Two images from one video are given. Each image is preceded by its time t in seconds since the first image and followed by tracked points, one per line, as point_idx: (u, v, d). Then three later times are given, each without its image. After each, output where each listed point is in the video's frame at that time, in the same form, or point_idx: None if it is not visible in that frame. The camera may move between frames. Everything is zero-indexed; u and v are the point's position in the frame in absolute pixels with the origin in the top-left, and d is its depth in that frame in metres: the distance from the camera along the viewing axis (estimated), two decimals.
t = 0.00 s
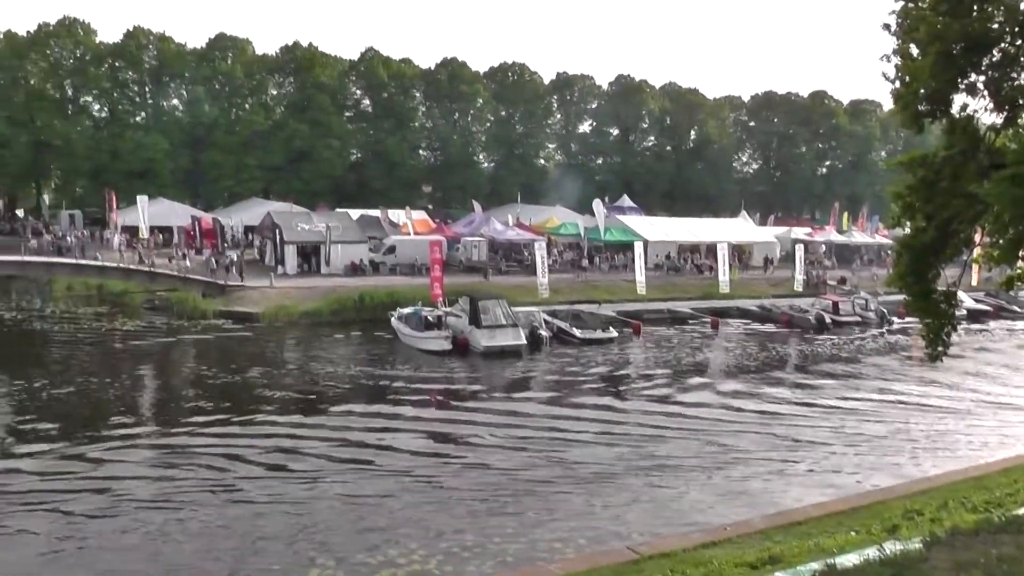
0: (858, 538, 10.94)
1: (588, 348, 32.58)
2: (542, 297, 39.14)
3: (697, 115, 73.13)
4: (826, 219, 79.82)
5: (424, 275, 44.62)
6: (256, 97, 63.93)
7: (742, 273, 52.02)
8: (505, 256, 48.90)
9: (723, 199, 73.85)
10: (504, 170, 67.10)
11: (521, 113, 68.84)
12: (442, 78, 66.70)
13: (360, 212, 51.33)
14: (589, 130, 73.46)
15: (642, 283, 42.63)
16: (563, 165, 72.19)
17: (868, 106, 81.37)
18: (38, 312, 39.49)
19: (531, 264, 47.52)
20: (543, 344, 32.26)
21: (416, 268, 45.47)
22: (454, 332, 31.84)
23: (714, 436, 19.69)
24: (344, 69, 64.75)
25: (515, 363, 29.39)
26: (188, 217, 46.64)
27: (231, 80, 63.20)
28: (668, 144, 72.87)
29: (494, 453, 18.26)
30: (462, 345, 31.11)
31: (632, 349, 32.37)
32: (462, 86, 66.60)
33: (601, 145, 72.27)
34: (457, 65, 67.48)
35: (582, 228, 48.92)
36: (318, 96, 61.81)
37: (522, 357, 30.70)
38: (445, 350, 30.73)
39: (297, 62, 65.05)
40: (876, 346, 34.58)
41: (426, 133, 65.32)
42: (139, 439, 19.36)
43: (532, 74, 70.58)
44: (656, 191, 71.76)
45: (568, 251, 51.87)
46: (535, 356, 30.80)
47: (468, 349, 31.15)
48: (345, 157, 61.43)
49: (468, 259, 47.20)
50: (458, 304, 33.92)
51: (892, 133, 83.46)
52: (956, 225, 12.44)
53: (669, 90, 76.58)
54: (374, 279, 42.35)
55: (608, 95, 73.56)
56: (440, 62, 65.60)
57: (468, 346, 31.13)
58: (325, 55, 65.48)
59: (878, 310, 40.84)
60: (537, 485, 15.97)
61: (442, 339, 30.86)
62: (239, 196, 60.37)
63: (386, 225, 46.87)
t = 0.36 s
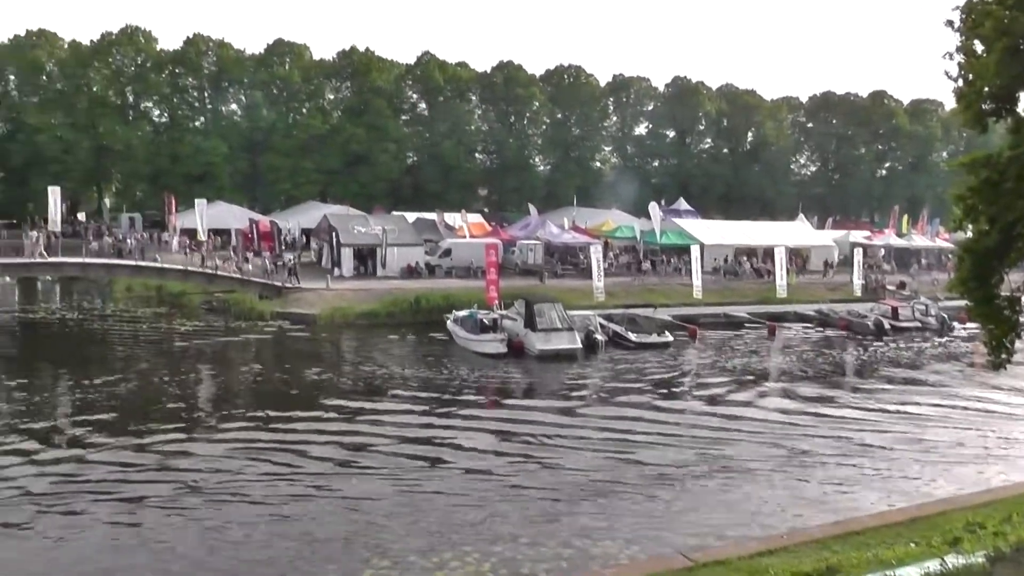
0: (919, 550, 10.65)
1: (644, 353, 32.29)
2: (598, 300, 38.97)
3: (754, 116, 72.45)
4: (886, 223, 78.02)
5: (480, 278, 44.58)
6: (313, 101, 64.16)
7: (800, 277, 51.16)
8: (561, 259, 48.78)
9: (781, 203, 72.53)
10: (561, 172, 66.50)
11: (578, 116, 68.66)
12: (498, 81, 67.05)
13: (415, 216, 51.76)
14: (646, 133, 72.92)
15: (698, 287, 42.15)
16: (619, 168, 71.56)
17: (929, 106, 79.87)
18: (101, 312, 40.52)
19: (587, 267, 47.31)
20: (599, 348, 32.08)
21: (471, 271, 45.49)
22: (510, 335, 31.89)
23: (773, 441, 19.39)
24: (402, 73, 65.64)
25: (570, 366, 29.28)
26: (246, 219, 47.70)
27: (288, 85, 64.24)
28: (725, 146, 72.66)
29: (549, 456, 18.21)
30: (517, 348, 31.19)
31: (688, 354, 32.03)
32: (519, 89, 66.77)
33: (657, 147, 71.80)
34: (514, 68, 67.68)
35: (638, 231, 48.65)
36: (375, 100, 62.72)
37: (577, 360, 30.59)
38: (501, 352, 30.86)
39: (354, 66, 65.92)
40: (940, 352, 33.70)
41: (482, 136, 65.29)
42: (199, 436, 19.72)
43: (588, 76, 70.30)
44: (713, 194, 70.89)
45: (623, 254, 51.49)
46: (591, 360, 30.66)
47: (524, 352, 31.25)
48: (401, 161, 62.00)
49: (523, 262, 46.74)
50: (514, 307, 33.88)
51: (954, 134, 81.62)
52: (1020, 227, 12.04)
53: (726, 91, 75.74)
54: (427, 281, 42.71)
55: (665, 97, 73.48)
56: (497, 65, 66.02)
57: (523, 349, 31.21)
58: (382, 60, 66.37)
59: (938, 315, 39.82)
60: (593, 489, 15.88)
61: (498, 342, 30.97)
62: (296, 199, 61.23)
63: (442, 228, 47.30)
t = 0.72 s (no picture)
0: (982, 561, 10.37)
1: (701, 355, 31.95)
2: (654, 303, 38.71)
3: (812, 116, 71.09)
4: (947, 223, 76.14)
5: (535, 280, 44.46)
6: (369, 104, 64.75)
7: (858, 279, 50.23)
8: (617, 261, 48.32)
9: (839, 203, 71.24)
10: (616, 173, 65.93)
11: (634, 117, 68.05)
12: (554, 83, 66.32)
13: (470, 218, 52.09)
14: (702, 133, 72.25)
15: (755, 289, 41.56)
16: (675, 168, 70.63)
17: (992, 103, 77.66)
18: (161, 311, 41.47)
19: (643, 269, 46.67)
20: (654, 350, 32.03)
21: (526, 273, 45.28)
22: (566, 337, 31.84)
23: (835, 446, 19.04)
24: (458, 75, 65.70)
25: (626, 369, 29.12)
26: (302, 220, 48.54)
27: (344, 88, 64.66)
28: (782, 146, 71.37)
29: (604, 459, 18.11)
30: (573, 350, 31.15)
31: (745, 356, 31.66)
32: (574, 90, 66.32)
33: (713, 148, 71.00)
34: (569, 69, 66.99)
35: (694, 232, 48.46)
36: (432, 102, 63.19)
37: (633, 362, 30.40)
38: (556, 354, 30.98)
39: (410, 69, 66.41)
40: (1005, 357, 32.80)
41: (537, 138, 65.19)
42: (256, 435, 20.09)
43: (644, 76, 69.74)
44: (769, 195, 69.79)
45: (679, 255, 51.09)
46: (646, 362, 30.43)
47: (579, 354, 31.22)
48: (456, 163, 62.43)
49: (579, 263, 46.67)
50: (569, 309, 33.76)
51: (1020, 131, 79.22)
52: None
53: (784, 91, 74.53)
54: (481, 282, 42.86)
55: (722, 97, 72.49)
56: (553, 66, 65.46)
57: (578, 351, 31.15)
58: (438, 62, 66.90)
59: (1001, 319, 38.83)
60: (649, 493, 15.78)
61: (554, 344, 31.10)
62: (353, 201, 61.96)
63: (499, 229, 47.65)
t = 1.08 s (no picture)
0: None
1: (758, 357, 31.54)
2: (710, 304, 38.32)
3: (870, 112, 68.07)
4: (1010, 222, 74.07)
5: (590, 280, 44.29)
6: (423, 105, 65.52)
7: (918, 281, 49.09)
8: (672, 261, 47.73)
9: (899, 204, 68.08)
10: (670, 173, 65.44)
11: (689, 115, 67.37)
12: (609, 82, 66.03)
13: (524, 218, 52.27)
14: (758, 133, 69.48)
15: (812, 291, 40.83)
16: (731, 167, 68.33)
17: None
18: (217, 310, 42.28)
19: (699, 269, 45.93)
20: (710, 352, 31.59)
21: (581, 273, 45.13)
22: (620, 338, 31.70)
23: (896, 451, 18.63)
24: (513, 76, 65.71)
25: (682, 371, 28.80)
26: (358, 221, 49.18)
27: (399, 90, 65.10)
28: (840, 145, 68.09)
29: (659, 460, 17.97)
30: (628, 351, 30.92)
31: (802, 358, 31.15)
32: (629, 90, 65.71)
33: (769, 147, 67.93)
34: (626, 68, 66.69)
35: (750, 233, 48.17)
36: (487, 103, 62.85)
37: (688, 364, 30.09)
38: (612, 355, 30.94)
39: (465, 71, 66.68)
40: None
41: (593, 138, 64.73)
42: (308, 432, 20.37)
43: (699, 75, 68.93)
44: (826, 197, 66.48)
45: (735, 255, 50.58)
46: (702, 364, 30.10)
47: (635, 355, 31.01)
48: (512, 163, 62.64)
49: (634, 264, 46.37)
50: (625, 309, 33.62)
51: None
52: None
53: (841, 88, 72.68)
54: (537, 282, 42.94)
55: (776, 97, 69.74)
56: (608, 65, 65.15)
57: (633, 352, 30.88)
58: (494, 63, 67.18)
59: None
60: (704, 496, 15.61)
61: (609, 344, 31.01)
62: (408, 201, 62.36)
63: (554, 229, 47.95)
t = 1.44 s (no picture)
0: None
1: (812, 359, 31.14)
2: (763, 304, 37.92)
3: (928, 108, 64.82)
4: None
5: (644, 280, 43.88)
6: (477, 105, 66.18)
7: (978, 282, 47.95)
8: (725, 261, 47.27)
9: (957, 202, 64.52)
10: (725, 173, 63.66)
11: (744, 114, 65.14)
12: (662, 80, 64.50)
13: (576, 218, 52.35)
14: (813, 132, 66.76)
15: (868, 292, 40.13)
16: (785, 167, 66.13)
17: None
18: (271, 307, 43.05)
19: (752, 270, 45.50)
20: (763, 353, 31.42)
21: (634, 273, 44.74)
22: (673, 339, 31.46)
23: (952, 455, 18.42)
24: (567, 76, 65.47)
25: (735, 372, 28.57)
26: (411, 221, 49.59)
27: (452, 91, 65.71)
28: (896, 143, 65.08)
29: (709, 463, 18.06)
30: (680, 352, 30.68)
31: (858, 361, 30.71)
32: (683, 88, 64.32)
33: (824, 146, 65.49)
34: (680, 66, 65.09)
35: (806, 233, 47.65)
36: (541, 103, 62.40)
37: (741, 366, 29.82)
38: (663, 356, 30.60)
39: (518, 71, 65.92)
40: None
41: (646, 137, 64.02)
42: (361, 429, 20.83)
43: (754, 74, 66.51)
44: (884, 194, 63.61)
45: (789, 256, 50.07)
46: (755, 365, 29.80)
47: (688, 356, 30.65)
48: (565, 162, 62.40)
49: (687, 264, 46.04)
50: (678, 310, 33.46)
51: None
52: None
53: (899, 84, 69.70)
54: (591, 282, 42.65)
55: (831, 94, 66.72)
56: (663, 64, 63.65)
57: (686, 353, 30.63)
58: (547, 63, 66.93)
59: None
60: (753, 500, 15.70)
61: (661, 345, 30.77)
62: (461, 202, 62.71)
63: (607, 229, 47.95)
